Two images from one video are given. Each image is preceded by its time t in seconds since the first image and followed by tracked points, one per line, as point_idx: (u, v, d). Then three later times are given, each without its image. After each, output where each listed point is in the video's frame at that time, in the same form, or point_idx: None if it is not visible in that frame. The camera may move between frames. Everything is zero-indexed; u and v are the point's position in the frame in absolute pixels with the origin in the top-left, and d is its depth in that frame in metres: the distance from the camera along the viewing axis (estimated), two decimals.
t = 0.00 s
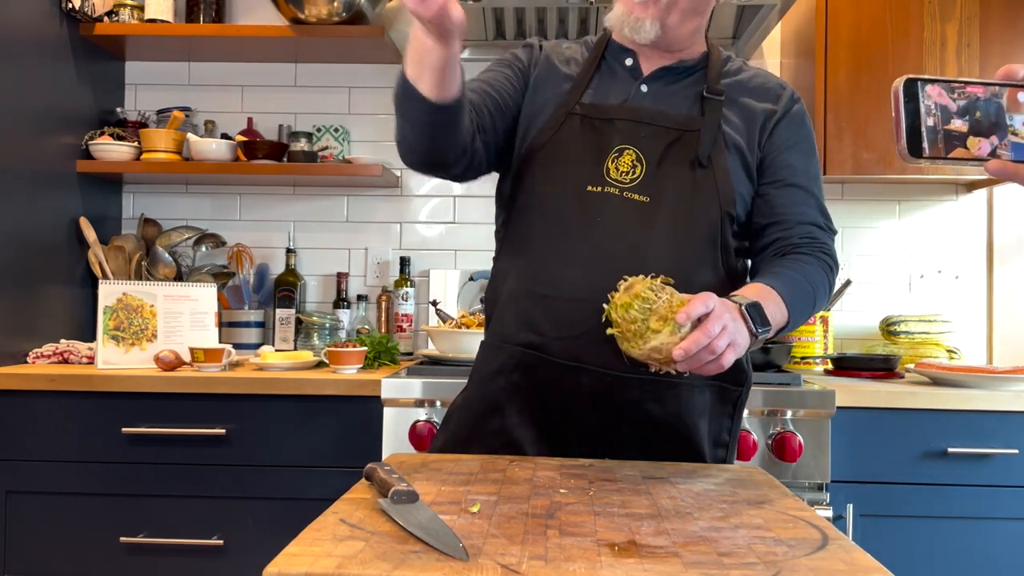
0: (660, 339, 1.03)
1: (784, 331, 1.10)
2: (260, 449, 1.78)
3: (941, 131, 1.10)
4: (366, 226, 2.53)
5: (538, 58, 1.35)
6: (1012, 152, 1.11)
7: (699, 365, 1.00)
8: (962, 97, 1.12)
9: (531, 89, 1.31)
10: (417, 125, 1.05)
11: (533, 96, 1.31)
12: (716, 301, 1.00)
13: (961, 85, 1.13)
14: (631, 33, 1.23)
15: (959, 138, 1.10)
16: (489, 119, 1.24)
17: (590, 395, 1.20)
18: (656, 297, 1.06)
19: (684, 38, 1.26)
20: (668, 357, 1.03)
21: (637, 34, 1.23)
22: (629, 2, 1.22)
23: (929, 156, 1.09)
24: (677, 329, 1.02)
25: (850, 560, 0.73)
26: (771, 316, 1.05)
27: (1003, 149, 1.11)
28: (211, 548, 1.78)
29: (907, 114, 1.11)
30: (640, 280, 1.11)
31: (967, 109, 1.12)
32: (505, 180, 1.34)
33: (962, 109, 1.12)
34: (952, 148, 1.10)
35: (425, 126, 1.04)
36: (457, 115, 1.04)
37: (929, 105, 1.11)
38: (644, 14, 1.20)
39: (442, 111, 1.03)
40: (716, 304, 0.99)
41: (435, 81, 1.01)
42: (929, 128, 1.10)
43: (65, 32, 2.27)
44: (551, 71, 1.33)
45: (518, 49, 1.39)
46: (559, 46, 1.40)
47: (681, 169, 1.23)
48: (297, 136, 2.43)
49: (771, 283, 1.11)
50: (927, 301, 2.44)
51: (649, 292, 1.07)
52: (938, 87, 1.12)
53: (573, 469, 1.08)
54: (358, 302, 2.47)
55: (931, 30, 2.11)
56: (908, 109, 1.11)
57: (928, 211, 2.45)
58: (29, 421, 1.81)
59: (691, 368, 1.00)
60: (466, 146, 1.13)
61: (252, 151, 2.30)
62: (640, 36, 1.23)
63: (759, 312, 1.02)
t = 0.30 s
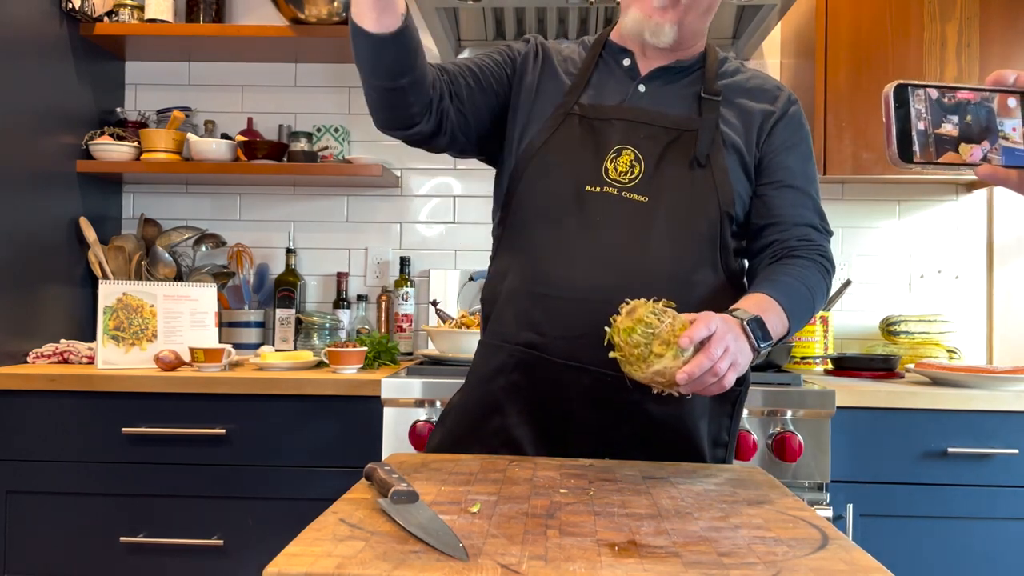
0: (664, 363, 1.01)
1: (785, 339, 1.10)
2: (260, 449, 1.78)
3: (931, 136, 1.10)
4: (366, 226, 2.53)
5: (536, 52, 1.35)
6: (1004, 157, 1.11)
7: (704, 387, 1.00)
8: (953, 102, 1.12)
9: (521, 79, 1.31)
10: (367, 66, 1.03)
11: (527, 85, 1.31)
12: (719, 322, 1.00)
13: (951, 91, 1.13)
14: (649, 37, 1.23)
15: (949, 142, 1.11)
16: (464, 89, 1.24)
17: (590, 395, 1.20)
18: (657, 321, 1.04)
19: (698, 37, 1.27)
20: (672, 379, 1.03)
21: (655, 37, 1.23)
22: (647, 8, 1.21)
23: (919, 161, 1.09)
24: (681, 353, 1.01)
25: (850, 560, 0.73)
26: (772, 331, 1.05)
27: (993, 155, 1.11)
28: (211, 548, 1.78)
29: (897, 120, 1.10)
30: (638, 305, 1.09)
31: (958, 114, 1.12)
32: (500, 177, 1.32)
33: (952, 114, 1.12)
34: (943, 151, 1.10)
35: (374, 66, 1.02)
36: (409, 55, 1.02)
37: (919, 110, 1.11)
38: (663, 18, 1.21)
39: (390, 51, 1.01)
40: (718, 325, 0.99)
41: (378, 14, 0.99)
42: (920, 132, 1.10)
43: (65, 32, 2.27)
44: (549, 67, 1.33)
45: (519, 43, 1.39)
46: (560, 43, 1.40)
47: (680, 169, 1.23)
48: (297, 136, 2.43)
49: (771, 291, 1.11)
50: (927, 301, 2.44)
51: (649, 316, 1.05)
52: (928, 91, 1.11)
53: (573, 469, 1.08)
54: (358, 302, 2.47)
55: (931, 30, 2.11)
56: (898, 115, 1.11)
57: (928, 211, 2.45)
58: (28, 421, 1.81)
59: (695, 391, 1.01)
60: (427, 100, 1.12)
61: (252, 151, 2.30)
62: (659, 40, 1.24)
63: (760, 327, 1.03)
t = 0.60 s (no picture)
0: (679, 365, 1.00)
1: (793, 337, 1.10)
2: (260, 449, 1.78)
3: (918, 121, 1.11)
4: (366, 226, 2.53)
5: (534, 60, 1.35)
6: (989, 143, 1.13)
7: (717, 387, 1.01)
8: (941, 88, 1.12)
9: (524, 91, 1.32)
10: (371, 99, 1.05)
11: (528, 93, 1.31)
12: (733, 325, 0.99)
13: (939, 74, 1.13)
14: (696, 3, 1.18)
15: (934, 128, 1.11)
16: (468, 108, 1.24)
17: (591, 396, 1.20)
18: (672, 321, 1.02)
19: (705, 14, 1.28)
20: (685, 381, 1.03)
21: None
22: None
23: (904, 147, 1.10)
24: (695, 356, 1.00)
25: (850, 560, 0.73)
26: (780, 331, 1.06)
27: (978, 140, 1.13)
28: (211, 548, 1.78)
29: (884, 104, 1.11)
30: (655, 305, 1.08)
31: (945, 99, 1.12)
32: (504, 183, 1.33)
33: (939, 99, 1.12)
34: (929, 137, 1.11)
35: (381, 100, 1.04)
36: (413, 86, 1.04)
37: (906, 95, 1.11)
38: None
39: (396, 83, 1.03)
40: (731, 329, 0.98)
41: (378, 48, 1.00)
42: (906, 118, 1.11)
43: (65, 32, 2.27)
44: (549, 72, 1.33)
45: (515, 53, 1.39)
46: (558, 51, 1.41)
47: (684, 171, 1.23)
48: (297, 136, 2.43)
49: (778, 289, 1.11)
50: (927, 301, 2.44)
51: (665, 316, 1.03)
52: (915, 76, 1.12)
53: (573, 469, 1.08)
54: (358, 302, 2.47)
55: (931, 31, 2.11)
56: (885, 99, 1.11)
57: (928, 211, 2.45)
58: (28, 421, 1.82)
59: (706, 391, 1.02)
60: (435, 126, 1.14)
61: (252, 151, 2.30)
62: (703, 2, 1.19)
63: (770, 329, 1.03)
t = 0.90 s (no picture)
0: (687, 360, 1.01)
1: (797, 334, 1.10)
2: (260, 449, 1.78)
3: (918, 115, 1.10)
4: (366, 226, 2.53)
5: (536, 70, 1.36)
6: (989, 137, 1.13)
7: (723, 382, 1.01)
8: (941, 82, 1.12)
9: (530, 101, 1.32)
10: (397, 137, 1.05)
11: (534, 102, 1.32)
12: (740, 322, 0.99)
13: (939, 68, 1.13)
14: (681, 32, 1.23)
15: (934, 121, 1.11)
16: (484, 127, 1.24)
17: (591, 396, 1.20)
18: (681, 316, 1.02)
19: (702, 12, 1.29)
20: (692, 374, 1.03)
21: (687, 28, 1.22)
22: (662, 11, 1.21)
23: (903, 140, 1.09)
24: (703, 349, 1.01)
25: (850, 560, 0.73)
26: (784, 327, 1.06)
27: (978, 134, 1.12)
28: (211, 548, 1.78)
29: (883, 97, 1.10)
30: (667, 298, 1.08)
31: (945, 92, 1.12)
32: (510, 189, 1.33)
33: (938, 92, 1.12)
34: (929, 131, 1.11)
35: (406, 138, 1.05)
36: (435, 121, 1.05)
37: (905, 89, 1.10)
38: (680, 9, 1.21)
39: (421, 118, 1.03)
40: (738, 326, 0.98)
41: (396, 86, 1.00)
42: (906, 112, 1.10)
43: (65, 32, 2.27)
44: (553, 79, 1.34)
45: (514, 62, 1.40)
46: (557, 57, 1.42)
47: (684, 171, 1.23)
48: (297, 136, 2.43)
49: (780, 288, 1.11)
50: (927, 301, 2.44)
51: (674, 310, 1.04)
52: (915, 70, 1.12)
53: (573, 469, 1.08)
54: (358, 302, 2.47)
55: (931, 30, 2.11)
56: (884, 92, 1.10)
57: (928, 211, 2.45)
58: (28, 421, 1.82)
59: (713, 387, 1.02)
60: (457, 154, 1.14)
61: (252, 151, 2.30)
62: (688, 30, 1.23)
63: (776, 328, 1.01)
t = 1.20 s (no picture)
0: (688, 355, 1.02)
1: (799, 334, 1.10)
2: (260, 449, 1.78)
3: (919, 111, 1.11)
4: (366, 226, 2.53)
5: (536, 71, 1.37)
6: (989, 134, 1.12)
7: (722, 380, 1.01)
8: (941, 77, 1.12)
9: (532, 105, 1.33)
10: (409, 161, 1.06)
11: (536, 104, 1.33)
12: (741, 319, 0.98)
13: (939, 64, 1.13)
14: (664, 54, 1.24)
15: (935, 118, 1.11)
16: (490, 137, 1.26)
17: (592, 396, 1.20)
18: (685, 310, 1.03)
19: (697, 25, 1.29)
20: (692, 370, 1.03)
21: (670, 51, 1.23)
22: (646, 32, 1.24)
23: (903, 137, 1.10)
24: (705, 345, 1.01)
25: (850, 560, 0.73)
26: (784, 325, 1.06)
27: (978, 130, 1.12)
28: (211, 548, 1.78)
29: (883, 94, 1.10)
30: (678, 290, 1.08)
31: (946, 88, 1.12)
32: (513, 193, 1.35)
33: (939, 88, 1.12)
34: (929, 127, 1.11)
35: (419, 161, 1.06)
36: (446, 140, 1.06)
37: (906, 85, 1.10)
38: (664, 32, 1.23)
39: (433, 140, 1.04)
40: (737, 324, 0.98)
41: (407, 109, 1.01)
42: (907, 109, 1.10)
43: (65, 32, 2.27)
44: (554, 79, 1.34)
45: (514, 66, 1.41)
46: (556, 57, 1.42)
47: (686, 171, 1.23)
48: (297, 136, 2.43)
49: (782, 288, 1.11)
50: (927, 301, 2.44)
51: (679, 303, 1.04)
52: (917, 66, 1.12)
53: (573, 469, 1.08)
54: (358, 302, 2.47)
55: (931, 30, 2.11)
56: (884, 89, 1.10)
57: (927, 211, 2.45)
58: (28, 421, 1.82)
59: (712, 384, 1.02)
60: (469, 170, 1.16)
61: (252, 151, 2.30)
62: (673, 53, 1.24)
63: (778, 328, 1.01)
